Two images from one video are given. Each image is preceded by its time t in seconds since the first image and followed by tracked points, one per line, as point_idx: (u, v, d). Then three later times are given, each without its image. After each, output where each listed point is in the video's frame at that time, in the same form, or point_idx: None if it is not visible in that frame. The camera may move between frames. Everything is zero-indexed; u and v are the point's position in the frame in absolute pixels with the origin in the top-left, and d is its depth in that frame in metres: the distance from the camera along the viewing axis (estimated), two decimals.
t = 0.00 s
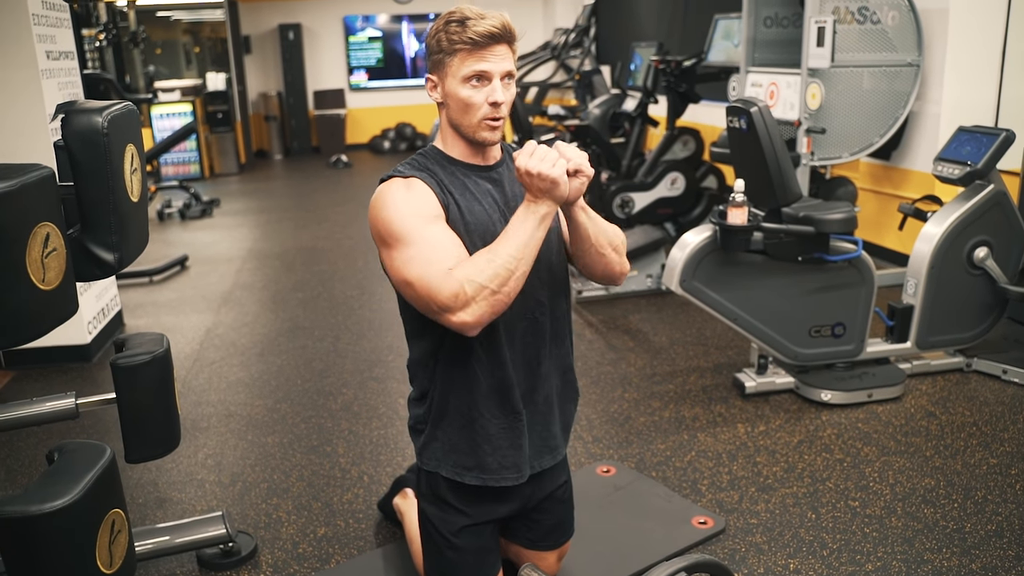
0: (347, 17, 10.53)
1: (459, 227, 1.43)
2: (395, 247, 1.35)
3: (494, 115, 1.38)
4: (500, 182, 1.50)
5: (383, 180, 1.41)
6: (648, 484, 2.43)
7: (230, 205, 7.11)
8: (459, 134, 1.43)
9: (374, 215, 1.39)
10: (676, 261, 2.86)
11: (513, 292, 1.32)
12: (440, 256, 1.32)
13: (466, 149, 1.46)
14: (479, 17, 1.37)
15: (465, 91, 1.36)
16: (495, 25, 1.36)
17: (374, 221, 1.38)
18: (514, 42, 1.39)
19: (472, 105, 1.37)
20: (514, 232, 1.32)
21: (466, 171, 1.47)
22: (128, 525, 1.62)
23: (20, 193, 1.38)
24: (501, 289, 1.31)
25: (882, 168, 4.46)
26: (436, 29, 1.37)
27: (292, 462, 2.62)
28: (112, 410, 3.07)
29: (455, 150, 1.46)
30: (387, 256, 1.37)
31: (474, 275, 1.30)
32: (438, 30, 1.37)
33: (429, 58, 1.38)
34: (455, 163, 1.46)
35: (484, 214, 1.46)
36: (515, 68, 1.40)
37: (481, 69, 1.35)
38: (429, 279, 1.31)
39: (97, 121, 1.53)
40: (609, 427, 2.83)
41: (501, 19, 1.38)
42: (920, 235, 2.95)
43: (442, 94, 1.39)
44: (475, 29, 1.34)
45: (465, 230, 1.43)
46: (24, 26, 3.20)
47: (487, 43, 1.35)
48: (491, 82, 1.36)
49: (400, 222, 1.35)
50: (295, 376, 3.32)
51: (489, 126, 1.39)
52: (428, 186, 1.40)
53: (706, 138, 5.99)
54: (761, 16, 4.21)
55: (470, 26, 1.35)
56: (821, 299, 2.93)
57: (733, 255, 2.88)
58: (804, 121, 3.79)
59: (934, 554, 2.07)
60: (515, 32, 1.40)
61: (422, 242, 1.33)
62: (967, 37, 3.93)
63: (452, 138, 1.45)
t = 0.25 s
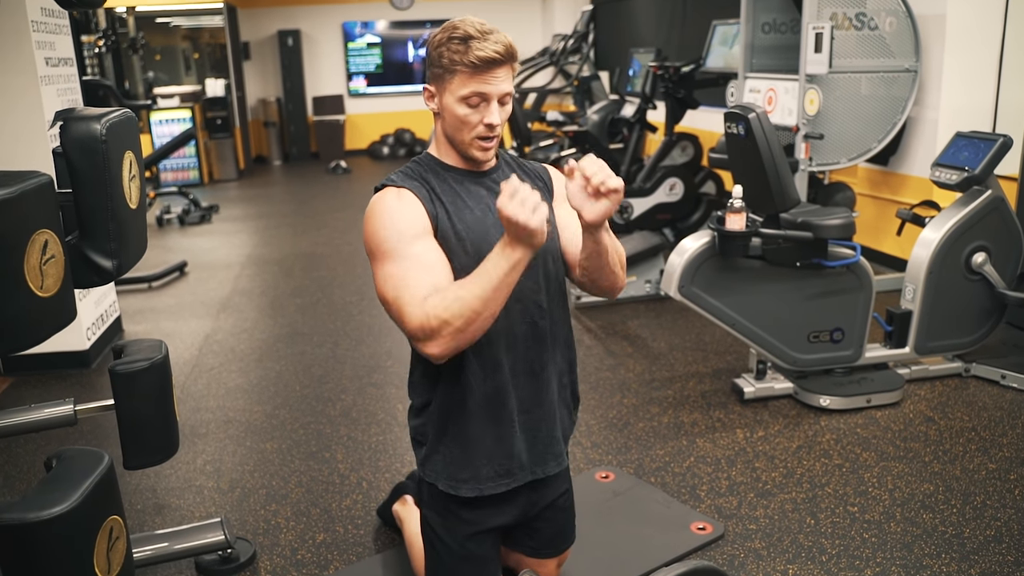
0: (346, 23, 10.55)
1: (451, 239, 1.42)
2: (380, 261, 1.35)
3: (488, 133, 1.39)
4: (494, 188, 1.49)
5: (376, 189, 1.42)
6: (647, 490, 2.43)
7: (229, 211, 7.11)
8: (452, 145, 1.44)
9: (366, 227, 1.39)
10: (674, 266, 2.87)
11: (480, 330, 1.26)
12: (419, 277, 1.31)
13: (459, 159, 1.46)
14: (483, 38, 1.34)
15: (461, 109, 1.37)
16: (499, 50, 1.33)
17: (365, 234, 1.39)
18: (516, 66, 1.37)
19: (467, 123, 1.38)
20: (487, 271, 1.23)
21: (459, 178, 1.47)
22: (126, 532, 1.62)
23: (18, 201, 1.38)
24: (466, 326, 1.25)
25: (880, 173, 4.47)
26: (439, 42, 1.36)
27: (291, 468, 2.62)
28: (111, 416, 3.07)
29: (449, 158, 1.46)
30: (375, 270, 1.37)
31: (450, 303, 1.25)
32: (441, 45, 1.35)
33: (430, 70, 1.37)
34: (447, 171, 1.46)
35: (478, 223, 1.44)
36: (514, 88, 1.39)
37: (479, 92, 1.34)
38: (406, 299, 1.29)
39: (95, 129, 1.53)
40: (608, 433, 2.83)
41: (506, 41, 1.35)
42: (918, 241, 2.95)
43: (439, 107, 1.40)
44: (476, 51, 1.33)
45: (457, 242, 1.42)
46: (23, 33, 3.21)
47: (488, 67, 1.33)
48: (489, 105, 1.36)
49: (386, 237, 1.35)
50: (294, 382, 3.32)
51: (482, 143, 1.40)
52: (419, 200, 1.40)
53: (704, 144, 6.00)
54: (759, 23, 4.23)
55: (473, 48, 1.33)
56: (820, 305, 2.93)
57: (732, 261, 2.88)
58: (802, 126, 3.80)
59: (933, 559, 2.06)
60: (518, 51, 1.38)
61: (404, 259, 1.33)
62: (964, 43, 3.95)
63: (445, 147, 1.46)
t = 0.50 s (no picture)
0: (346, 32, 10.55)
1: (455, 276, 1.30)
2: (383, 303, 1.28)
3: (485, 158, 1.29)
4: (499, 209, 1.36)
5: (382, 214, 1.29)
6: (647, 499, 2.42)
7: (229, 219, 7.12)
8: (447, 168, 1.34)
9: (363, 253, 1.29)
10: (674, 275, 2.87)
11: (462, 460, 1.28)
12: (427, 338, 1.29)
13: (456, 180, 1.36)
14: (484, 57, 1.25)
15: (458, 132, 1.27)
16: (501, 71, 1.25)
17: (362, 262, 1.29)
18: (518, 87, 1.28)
19: (464, 146, 1.28)
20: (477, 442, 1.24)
21: (461, 200, 1.34)
22: (125, 541, 1.61)
23: (18, 211, 1.39)
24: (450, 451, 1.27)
25: (879, 182, 4.48)
26: (436, 59, 1.27)
27: (290, 477, 2.62)
28: (110, 425, 3.07)
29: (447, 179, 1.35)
30: (371, 306, 1.29)
31: (444, 387, 1.29)
32: (439, 62, 1.26)
33: (426, 89, 1.28)
34: (450, 190, 1.34)
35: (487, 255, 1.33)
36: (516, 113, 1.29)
37: (478, 114, 1.24)
38: (409, 360, 1.27)
39: (95, 139, 1.53)
40: (607, 442, 2.83)
41: (507, 62, 1.26)
42: (916, 250, 2.96)
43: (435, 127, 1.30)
44: (476, 73, 1.23)
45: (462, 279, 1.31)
46: (24, 42, 3.21)
47: (488, 89, 1.24)
48: (487, 128, 1.26)
49: (393, 287, 1.26)
50: (293, 390, 3.32)
51: (478, 168, 1.30)
52: (424, 236, 1.28)
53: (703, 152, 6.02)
54: (758, 31, 4.25)
55: (472, 69, 1.24)
56: (819, 313, 2.93)
57: (731, 269, 2.89)
58: (801, 135, 3.81)
59: (933, 569, 2.06)
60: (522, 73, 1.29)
61: (415, 313, 1.28)
62: (963, 52, 3.96)
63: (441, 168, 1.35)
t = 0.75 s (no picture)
0: (347, 31, 10.58)
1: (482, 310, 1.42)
2: (420, 358, 1.36)
3: (495, 198, 1.36)
4: (510, 234, 1.49)
5: (409, 267, 1.36)
6: (649, 496, 2.42)
7: (231, 218, 7.13)
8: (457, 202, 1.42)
9: (393, 309, 1.36)
10: (676, 273, 2.87)
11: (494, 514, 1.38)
12: (465, 389, 1.37)
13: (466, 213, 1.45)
14: (492, 107, 1.30)
15: (468, 177, 1.34)
16: (509, 121, 1.30)
17: (394, 319, 1.36)
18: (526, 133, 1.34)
19: (474, 189, 1.35)
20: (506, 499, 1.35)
21: (475, 234, 1.46)
22: (128, 536, 1.62)
23: (22, 209, 1.39)
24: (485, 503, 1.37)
25: (881, 180, 4.47)
26: (445, 105, 1.31)
27: (292, 474, 2.62)
28: (113, 422, 3.07)
29: (457, 214, 1.45)
30: (409, 359, 1.37)
31: (483, 434, 1.38)
32: (448, 109, 1.31)
33: (436, 134, 1.33)
34: (463, 231, 1.45)
35: (507, 286, 1.46)
36: (523, 154, 1.35)
37: (488, 163, 1.31)
38: (450, 411, 1.36)
39: (98, 137, 1.54)
40: (609, 439, 2.83)
41: (515, 110, 1.31)
42: (919, 247, 2.95)
43: (445, 168, 1.36)
44: (485, 126, 1.28)
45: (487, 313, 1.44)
46: (26, 41, 3.22)
47: (498, 141, 1.30)
48: (498, 174, 1.33)
49: (432, 342, 1.34)
50: (295, 388, 3.33)
51: (489, 207, 1.38)
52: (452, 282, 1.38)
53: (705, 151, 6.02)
54: (760, 30, 4.25)
55: (482, 121, 1.28)
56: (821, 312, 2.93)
57: (733, 267, 2.89)
58: (803, 134, 3.82)
59: (935, 566, 2.06)
60: (527, 114, 1.33)
61: (453, 365, 1.36)
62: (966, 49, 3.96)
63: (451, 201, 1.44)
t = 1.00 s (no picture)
0: (346, 4, 10.49)
1: (487, 288, 1.44)
2: (429, 337, 1.37)
3: (501, 183, 1.36)
4: (512, 211, 1.50)
5: (414, 246, 1.37)
6: (648, 468, 2.44)
7: (230, 192, 7.11)
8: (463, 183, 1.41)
9: (399, 289, 1.37)
10: (676, 246, 2.86)
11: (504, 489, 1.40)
12: (473, 366, 1.38)
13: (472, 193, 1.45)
14: (498, 93, 1.28)
15: (475, 163, 1.33)
16: (517, 107, 1.28)
17: (400, 299, 1.37)
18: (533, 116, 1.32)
19: (481, 174, 1.34)
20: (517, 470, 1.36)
21: (479, 214, 1.46)
22: (129, 505, 1.63)
23: (20, 175, 1.38)
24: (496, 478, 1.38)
25: (882, 154, 4.45)
26: (449, 91, 1.30)
27: (292, 445, 2.63)
28: (113, 395, 3.07)
29: (463, 194, 1.45)
30: (417, 339, 1.38)
31: (492, 410, 1.39)
32: (454, 96, 1.29)
33: (441, 120, 1.31)
34: (468, 209, 1.45)
35: (511, 264, 1.48)
36: (530, 140, 1.34)
37: (495, 148, 1.30)
38: (459, 388, 1.37)
39: (95, 104, 1.52)
40: (609, 411, 2.84)
41: (523, 95, 1.30)
42: (920, 221, 2.95)
43: (450, 152, 1.35)
44: (492, 113, 1.27)
45: (492, 291, 1.45)
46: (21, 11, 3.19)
47: (505, 128, 1.28)
48: (504, 159, 1.33)
49: (438, 320, 1.35)
50: (295, 360, 3.33)
51: (496, 190, 1.38)
52: (458, 261, 1.39)
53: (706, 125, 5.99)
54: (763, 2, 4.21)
55: (489, 109, 1.27)
56: (821, 286, 2.93)
57: (734, 240, 2.88)
58: (805, 107, 3.80)
59: (931, 536, 2.08)
60: (534, 98, 1.32)
61: (461, 342, 1.37)
62: (971, 20, 3.91)
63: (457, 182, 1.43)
